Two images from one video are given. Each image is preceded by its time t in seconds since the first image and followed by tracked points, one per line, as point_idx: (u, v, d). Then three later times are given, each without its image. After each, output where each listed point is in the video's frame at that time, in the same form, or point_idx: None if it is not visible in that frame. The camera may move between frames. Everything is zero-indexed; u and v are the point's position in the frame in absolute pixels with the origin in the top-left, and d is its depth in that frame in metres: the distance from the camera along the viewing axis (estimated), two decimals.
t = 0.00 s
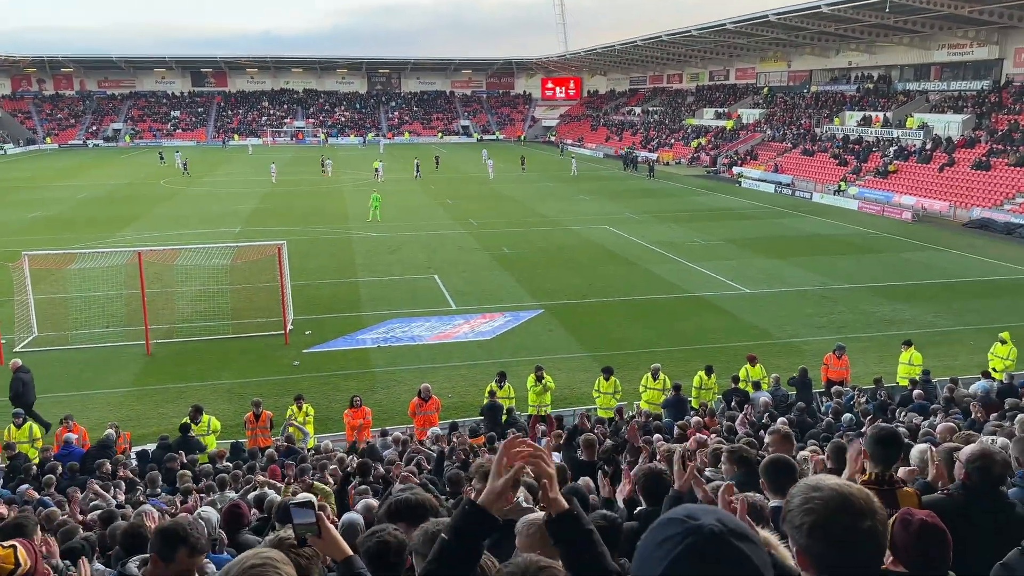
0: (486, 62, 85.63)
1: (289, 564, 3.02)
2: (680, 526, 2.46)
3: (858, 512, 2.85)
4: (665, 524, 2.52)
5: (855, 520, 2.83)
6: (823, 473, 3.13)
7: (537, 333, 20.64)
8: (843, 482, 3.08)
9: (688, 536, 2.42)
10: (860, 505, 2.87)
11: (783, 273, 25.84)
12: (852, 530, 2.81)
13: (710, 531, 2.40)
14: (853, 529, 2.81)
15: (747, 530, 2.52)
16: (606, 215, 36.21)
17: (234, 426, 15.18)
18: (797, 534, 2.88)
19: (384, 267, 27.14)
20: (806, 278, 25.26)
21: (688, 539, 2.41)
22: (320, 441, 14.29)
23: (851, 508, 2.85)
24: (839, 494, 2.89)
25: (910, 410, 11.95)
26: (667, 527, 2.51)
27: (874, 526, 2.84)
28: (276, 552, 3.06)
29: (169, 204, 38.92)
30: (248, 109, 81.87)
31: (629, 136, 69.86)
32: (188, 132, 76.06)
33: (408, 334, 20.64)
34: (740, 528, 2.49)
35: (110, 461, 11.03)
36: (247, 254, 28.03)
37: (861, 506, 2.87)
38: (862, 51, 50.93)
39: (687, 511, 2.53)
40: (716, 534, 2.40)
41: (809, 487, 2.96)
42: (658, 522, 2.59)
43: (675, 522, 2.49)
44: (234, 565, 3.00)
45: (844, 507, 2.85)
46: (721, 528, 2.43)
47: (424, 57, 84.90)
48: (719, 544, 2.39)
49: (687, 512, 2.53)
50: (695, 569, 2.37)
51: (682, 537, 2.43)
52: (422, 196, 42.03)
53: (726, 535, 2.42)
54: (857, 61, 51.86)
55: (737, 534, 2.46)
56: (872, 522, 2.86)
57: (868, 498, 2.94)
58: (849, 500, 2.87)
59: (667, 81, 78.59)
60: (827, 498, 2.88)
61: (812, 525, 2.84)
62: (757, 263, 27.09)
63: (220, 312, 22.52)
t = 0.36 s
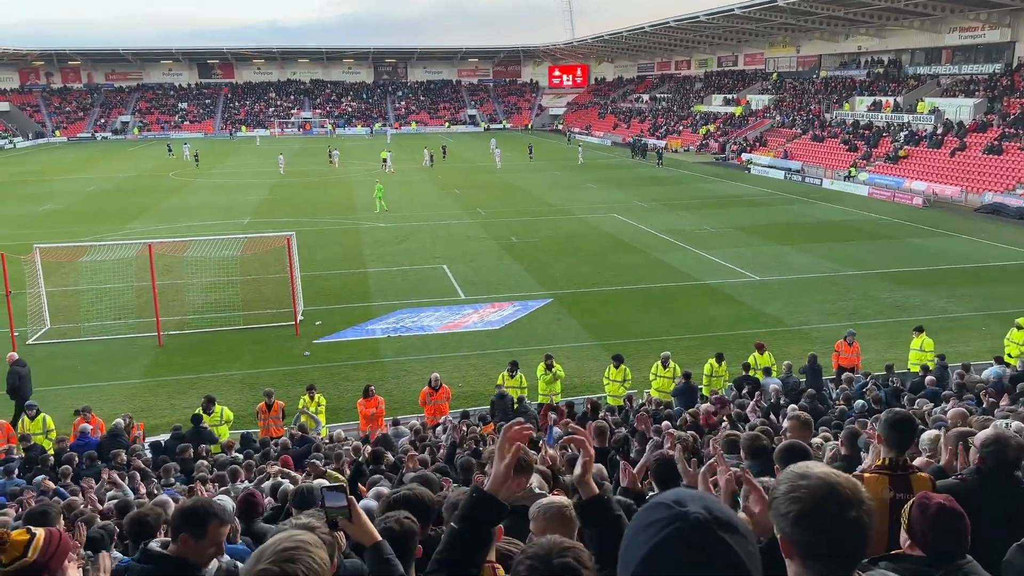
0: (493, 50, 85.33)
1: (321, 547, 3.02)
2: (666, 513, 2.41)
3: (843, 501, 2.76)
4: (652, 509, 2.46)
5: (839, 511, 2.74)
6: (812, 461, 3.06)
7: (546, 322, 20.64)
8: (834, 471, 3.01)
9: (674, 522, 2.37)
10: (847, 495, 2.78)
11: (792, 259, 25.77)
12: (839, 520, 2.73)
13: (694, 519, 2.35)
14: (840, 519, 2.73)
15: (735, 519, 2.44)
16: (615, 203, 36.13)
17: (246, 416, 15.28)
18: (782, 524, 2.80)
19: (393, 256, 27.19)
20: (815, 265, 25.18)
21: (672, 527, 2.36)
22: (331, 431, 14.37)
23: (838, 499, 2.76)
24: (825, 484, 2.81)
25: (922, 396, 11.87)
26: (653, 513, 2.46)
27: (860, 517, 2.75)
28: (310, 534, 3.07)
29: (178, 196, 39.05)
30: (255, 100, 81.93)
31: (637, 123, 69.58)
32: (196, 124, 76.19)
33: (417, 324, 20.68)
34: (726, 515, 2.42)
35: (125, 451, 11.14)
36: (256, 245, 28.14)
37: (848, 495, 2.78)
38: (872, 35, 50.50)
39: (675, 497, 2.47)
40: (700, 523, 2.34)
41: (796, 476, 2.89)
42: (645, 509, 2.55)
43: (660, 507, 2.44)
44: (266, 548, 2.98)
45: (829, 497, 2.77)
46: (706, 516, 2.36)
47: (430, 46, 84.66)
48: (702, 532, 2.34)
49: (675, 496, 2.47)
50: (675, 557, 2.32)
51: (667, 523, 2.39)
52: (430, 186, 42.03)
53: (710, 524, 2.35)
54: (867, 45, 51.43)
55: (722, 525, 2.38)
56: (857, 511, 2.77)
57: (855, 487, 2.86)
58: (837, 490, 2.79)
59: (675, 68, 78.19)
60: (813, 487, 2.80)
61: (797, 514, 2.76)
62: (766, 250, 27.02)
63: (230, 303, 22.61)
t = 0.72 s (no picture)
0: (503, 38, 84.96)
1: (346, 527, 3.06)
2: (665, 494, 2.41)
3: (838, 488, 2.72)
4: (651, 492, 2.45)
5: (836, 496, 2.70)
6: (809, 447, 3.01)
7: (556, 311, 20.63)
8: (831, 456, 2.95)
9: (674, 504, 2.37)
10: (841, 481, 2.74)
11: (803, 248, 25.65)
12: (835, 506, 2.68)
13: (694, 500, 2.35)
14: (836, 503, 2.69)
15: (735, 499, 2.43)
16: (625, 192, 36.03)
17: (258, 403, 15.38)
18: (778, 509, 2.76)
19: (403, 245, 27.23)
20: (827, 253, 25.06)
21: (673, 508, 2.36)
22: (343, 418, 14.45)
23: (832, 484, 2.73)
24: (820, 469, 2.77)
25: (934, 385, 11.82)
26: (652, 495, 2.45)
27: (855, 504, 2.71)
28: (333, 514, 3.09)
29: (189, 185, 39.20)
30: (265, 88, 81.94)
31: (648, 111, 69.22)
32: (207, 113, 76.36)
33: (427, 312, 20.73)
34: (726, 496, 2.42)
35: (139, 437, 11.25)
36: (267, 233, 28.24)
37: (843, 481, 2.75)
38: (886, 22, 49.97)
39: (674, 479, 2.47)
40: (700, 503, 2.35)
41: (792, 461, 2.84)
42: (644, 492, 2.53)
43: (660, 490, 2.43)
44: (293, 526, 3.02)
45: (825, 482, 2.73)
46: (705, 497, 2.36)
47: (440, 34, 84.33)
48: (704, 513, 2.35)
49: (673, 479, 2.47)
50: (676, 540, 2.33)
51: (667, 505, 2.39)
52: (440, 174, 42.01)
53: (711, 506, 2.35)
54: (881, 31, 50.88)
55: (723, 506, 2.38)
56: (853, 498, 2.72)
57: (852, 474, 2.80)
58: (832, 475, 2.75)
59: (686, 55, 77.65)
60: (809, 472, 2.76)
61: (792, 499, 2.72)
62: (777, 238, 26.90)
63: (241, 291, 22.72)
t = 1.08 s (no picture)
0: (469, 53, 85.26)
1: (308, 541, 2.99)
2: (631, 507, 2.41)
3: (813, 497, 2.74)
4: (618, 504, 2.46)
5: (810, 505, 2.72)
6: (785, 457, 3.02)
7: (520, 325, 20.62)
8: (806, 466, 2.97)
9: (640, 516, 2.37)
10: (815, 490, 2.76)
11: (763, 265, 26.10)
12: (809, 517, 2.71)
13: (661, 513, 2.36)
14: (810, 514, 2.71)
15: (700, 512, 2.44)
16: (588, 207, 36.31)
17: (214, 417, 15.05)
18: (754, 518, 2.77)
19: (366, 258, 27.04)
20: (785, 270, 25.53)
21: (638, 520, 2.36)
22: (302, 432, 14.21)
23: (807, 492, 2.75)
24: (796, 479, 2.78)
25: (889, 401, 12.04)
26: (620, 508, 2.45)
27: (830, 514, 2.73)
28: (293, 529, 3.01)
29: (147, 194, 38.47)
30: (228, 98, 80.99)
31: (612, 129, 69.97)
32: (167, 121, 75.19)
33: (390, 326, 20.57)
34: (692, 511, 2.42)
35: (89, 451, 10.92)
36: (227, 244, 27.80)
37: (817, 491, 2.77)
38: (843, 46, 51.38)
39: (640, 492, 2.47)
40: (667, 516, 2.35)
41: (767, 471, 2.86)
42: (611, 504, 2.54)
43: (626, 503, 2.44)
44: (253, 542, 2.96)
45: (800, 491, 2.75)
46: (672, 509, 2.37)
47: (406, 48, 84.31)
48: (670, 527, 2.34)
49: (639, 492, 2.47)
50: (641, 552, 2.32)
51: (633, 517, 2.39)
52: (404, 187, 41.90)
53: (677, 518, 2.36)
54: (838, 55, 52.22)
55: (688, 518, 2.39)
56: (828, 509, 2.75)
57: (826, 485, 2.82)
58: (806, 485, 2.77)
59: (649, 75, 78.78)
60: (783, 482, 2.78)
61: (767, 509, 2.74)
62: (737, 256, 27.32)
63: (198, 303, 22.28)
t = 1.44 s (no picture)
0: (434, 61, 85.24)
1: (282, 555, 2.94)
2: (599, 519, 2.41)
3: (791, 498, 2.78)
4: (586, 515, 2.46)
5: (787, 508, 2.76)
6: (764, 462, 3.06)
7: (485, 334, 20.57)
8: (784, 470, 3.02)
9: (606, 528, 2.37)
10: (795, 492, 2.80)
11: (724, 275, 26.47)
12: (787, 517, 2.74)
13: (626, 524, 2.35)
14: (788, 515, 2.75)
15: (666, 524, 2.45)
16: (553, 217, 36.47)
17: (172, 428, 14.71)
18: (733, 520, 2.80)
19: (328, 266, 26.76)
20: (746, 280, 25.92)
21: (606, 532, 2.36)
22: (263, 442, 13.96)
23: (786, 495, 2.78)
24: (776, 482, 2.82)
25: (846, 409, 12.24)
26: (588, 520, 2.46)
27: (807, 515, 2.76)
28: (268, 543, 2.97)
29: (103, 200, 37.60)
30: (188, 103, 79.72)
31: (576, 139, 70.47)
32: (125, 126, 73.75)
33: (354, 335, 20.36)
34: (660, 522, 2.42)
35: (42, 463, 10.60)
36: (186, 251, 27.30)
37: (794, 493, 2.81)
38: (801, 61, 52.50)
39: (609, 503, 2.47)
40: (632, 529, 2.34)
41: (747, 475, 2.89)
42: (579, 516, 2.54)
43: (595, 514, 2.44)
44: (225, 555, 2.90)
45: (778, 493, 2.79)
46: (638, 522, 2.37)
47: (370, 55, 83.95)
48: (636, 538, 2.34)
49: (609, 502, 2.48)
50: (611, 562, 2.31)
51: (601, 528, 2.38)
52: (368, 195, 41.63)
53: (643, 530, 2.35)
54: (797, 70, 53.37)
55: (655, 531, 2.39)
56: (805, 510, 2.78)
57: (803, 487, 2.86)
58: (786, 488, 2.81)
59: (613, 86, 79.63)
60: (763, 484, 2.81)
61: (747, 512, 2.77)
62: (699, 266, 27.66)
63: (156, 311, 21.80)
